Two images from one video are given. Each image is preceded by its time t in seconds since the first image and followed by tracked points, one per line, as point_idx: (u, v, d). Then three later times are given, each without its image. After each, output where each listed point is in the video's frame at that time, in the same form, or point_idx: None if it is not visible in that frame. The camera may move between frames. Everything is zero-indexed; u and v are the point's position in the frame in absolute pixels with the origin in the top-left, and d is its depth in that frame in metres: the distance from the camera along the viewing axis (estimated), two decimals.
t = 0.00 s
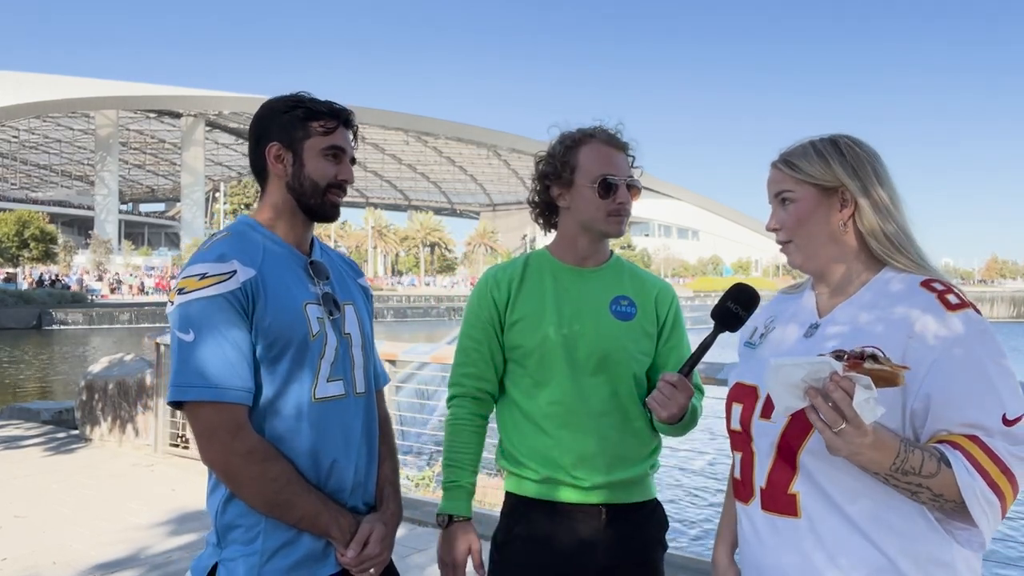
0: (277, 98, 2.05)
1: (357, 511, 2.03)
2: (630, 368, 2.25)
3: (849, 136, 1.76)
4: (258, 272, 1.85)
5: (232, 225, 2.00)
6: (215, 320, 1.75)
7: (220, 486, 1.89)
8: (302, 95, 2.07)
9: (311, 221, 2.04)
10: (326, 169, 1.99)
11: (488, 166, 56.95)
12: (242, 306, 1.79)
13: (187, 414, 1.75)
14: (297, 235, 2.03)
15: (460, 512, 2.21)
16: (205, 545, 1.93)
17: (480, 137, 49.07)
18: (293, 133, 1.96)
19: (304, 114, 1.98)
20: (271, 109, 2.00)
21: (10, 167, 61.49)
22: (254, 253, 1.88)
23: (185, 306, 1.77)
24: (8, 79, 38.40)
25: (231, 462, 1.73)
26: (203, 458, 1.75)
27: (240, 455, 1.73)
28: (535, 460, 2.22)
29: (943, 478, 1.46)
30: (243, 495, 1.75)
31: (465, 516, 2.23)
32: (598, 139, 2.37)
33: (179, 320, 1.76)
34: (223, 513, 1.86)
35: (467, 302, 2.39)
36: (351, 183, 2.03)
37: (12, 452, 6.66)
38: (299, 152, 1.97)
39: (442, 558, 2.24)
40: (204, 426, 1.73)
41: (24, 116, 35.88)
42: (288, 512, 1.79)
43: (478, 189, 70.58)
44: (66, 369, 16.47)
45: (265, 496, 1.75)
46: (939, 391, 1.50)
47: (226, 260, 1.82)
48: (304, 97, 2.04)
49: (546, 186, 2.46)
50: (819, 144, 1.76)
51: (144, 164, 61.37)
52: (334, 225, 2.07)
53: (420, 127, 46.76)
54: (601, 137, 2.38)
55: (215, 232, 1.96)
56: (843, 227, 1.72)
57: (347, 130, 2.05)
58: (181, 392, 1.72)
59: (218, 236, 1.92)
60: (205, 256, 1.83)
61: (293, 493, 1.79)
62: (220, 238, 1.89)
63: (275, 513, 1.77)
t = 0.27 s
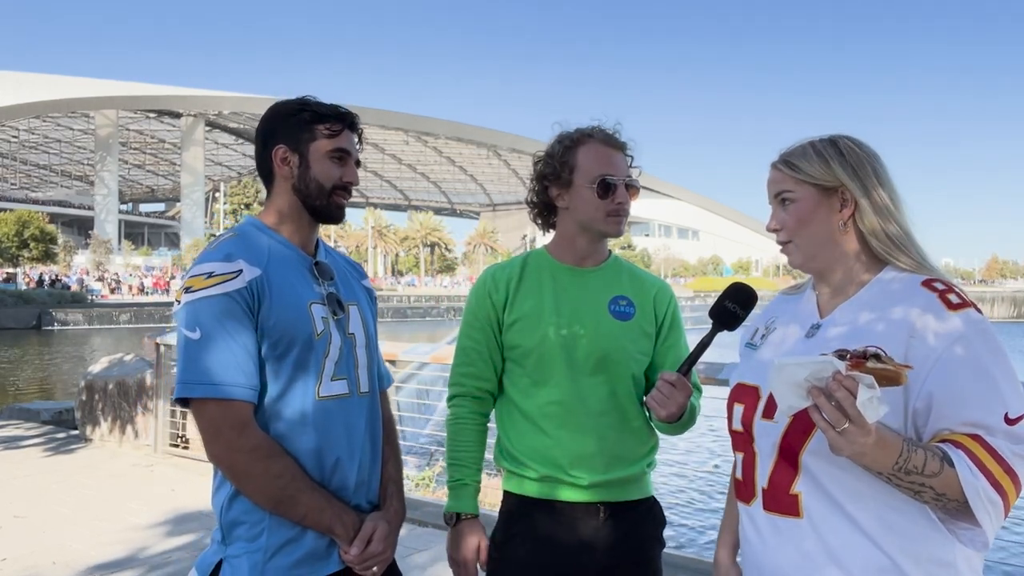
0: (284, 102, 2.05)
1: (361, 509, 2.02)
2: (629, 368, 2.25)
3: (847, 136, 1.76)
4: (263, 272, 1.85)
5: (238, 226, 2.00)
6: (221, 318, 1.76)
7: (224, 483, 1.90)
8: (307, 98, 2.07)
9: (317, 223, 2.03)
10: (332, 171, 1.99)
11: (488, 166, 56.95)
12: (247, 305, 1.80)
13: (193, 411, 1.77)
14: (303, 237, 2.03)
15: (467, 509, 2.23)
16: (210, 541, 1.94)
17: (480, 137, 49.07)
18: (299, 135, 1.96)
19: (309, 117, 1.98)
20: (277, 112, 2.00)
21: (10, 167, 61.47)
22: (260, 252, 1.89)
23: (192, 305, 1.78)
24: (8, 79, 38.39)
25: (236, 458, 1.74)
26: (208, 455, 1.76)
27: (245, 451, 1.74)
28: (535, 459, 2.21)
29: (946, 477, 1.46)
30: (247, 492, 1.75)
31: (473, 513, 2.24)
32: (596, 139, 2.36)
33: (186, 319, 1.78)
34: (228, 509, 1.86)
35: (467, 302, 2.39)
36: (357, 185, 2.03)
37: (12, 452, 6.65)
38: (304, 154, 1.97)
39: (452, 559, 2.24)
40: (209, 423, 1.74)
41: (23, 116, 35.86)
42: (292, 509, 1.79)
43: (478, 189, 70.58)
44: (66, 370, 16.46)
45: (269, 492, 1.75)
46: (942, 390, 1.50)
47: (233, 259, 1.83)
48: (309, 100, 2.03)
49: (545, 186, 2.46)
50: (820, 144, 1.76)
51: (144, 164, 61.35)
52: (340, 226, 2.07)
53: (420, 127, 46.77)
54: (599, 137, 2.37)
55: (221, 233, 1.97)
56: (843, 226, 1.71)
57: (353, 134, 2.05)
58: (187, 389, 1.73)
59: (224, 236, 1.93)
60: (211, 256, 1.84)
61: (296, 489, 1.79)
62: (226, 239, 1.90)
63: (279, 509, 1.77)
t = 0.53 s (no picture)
0: (288, 103, 2.05)
1: (362, 508, 2.02)
2: (628, 369, 2.24)
3: (843, 137, 1.76)
4: (266, 272, 1.85)
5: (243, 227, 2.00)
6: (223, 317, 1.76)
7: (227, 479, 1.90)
8: (312, 101, 2.06)
9: (320, 224, 2.03)
10: (334, 172, 1.99)
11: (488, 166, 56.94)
12: (249, 305, 1.80)
13: (196, 410, 1.77)
14: (306, 237, 2.02)
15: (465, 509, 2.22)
16: (214, 538, 1.94)
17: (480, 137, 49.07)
18: (303, 137, 1.96)
19: (313, 119, 1.97)
20: (282, 114, 2.00)
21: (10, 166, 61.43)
22: (262, 253, 1.89)
23: (195, 305, 1.78)
24: (8, 79, 38.36)
25: (237, 456, 1.73)
26: (211, 453, 1.76)
27: (247, 449, 1.73)
28: (536, 459, 2.21)
29: (951, 476, 1.45)
30: (249, 489, 1.75)
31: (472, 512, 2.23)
32: (595, 139, 2.36)
33: (188, 319, 1.78)
34: (231, 505, 1.86)
35: (467, 303, 2.38)
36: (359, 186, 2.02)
37: (12, 452, 6.65)
38: (308, 156, 1.96)
39: (451, 557, 2.24)
40: (212, 421, 1.74)
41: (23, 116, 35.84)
42: (293, 506, 1.79)
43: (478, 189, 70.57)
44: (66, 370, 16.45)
45: (270, 490, 1.75)
46: (946, 389, 1.49)
47: (235, 260, 1.82)
48: (314, 102, 2.03)
49: (544, 186, 2.45)
50: (816, 146, 1.75)
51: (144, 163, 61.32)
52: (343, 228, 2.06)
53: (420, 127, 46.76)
54: (598, 137, 2.37)
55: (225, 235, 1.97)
56: (842, 227, 1.71)
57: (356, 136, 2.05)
58: (190, 388, 1.73)
59: (227, 237, 1.93)
60: (214, 257, 1.84)
61: (298, 487, 1.78)
62: (229, 240, 1.90)
63: (280, 507, 1.77)
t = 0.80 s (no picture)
0: (295, 106, 2.05)
1: (365, 505, 2.01)
2: (627, 369, 2.24)
3: (834, 138, 1.75)
4: (269, 274, 1.85)
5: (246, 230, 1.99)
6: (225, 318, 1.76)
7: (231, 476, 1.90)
8: (319, 104, 2.06)
9: (324, 226, 2.03)
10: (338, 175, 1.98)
11: (488, 166, 56.94)
12: (252, 307, 1.80)
13: (199, 410, 1.77)
14: (310, 239, 2.02)
15: (462, 509, 2.22)
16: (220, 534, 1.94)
17: (480, 137, 49.07)
18: (308, 140, 1.95)
19: (319, 122, 1.97)
20: (288, 117, 2.00)
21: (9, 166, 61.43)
22: (265, 255, 1.89)
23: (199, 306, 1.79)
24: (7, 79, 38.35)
25: (239, 454, 1.74)
26: (214, 452, 1.77)
27: (249, 448, 1.74)
28: (537, 459, 2.20)
29: (955, 475, 1.45)
30: (251, 487, 1.75)
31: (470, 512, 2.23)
32: (596, 140, 2.35)
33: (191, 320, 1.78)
34: (236, 500, 1.86)
35: (466, 304, 2.37)
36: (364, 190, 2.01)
37: (11, 453, 6.64)
38: (312, 159, 1.96)
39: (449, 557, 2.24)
40: (215, 421, 1.75)
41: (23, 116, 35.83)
42: (295, 505, 1.78)
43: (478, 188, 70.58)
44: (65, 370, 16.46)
45: (273, 488, 1.75)
46: (949, 388, 1.49)
47: (238, 263, 1.82)
48: (320, 106, 2.03)
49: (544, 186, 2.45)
50: (807, 150, 1.75)
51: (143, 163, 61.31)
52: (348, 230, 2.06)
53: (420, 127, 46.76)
54: (599, 137, 2.37)
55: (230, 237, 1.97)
56: (839, 229, 1.71)
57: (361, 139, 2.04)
58: (193, 388, 1.74)
59: (231, 240, 1.93)
60: (217, 259, 1.84)
61: (300, 486, 1.78)
62: (231, 242, 1.90)
63: (282, 504, 1.77)
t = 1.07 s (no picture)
0: (302, 109, 2.05)
1: (369, 501, 2.01)
2: (626, 369, 2.23)
3: (830, 140, 1.75)
4: (278, 275, 1.85)
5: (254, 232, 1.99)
6: (234, 318, 1.76)
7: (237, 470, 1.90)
8: (326, 107, 2.06)
9: (330, 228, 2.02)
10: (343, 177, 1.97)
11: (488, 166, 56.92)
12: (261, 309, 1.80)
13: (209, 408, 1.78)
14: (317, 240, 2.01)
15: (461, 509, 2.20)
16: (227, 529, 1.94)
17: (480, 136, 49.05)
18: (314, 142, 1.95)
19: (325, 125, 1.96)
20: (293, 119, 2.00)
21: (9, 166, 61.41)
22: (274, 255, 1.89)
23: (209, 307, 1.79)
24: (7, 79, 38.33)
25: (247, 452, 1.74)
26: (223, 449, 1.77)
27: (257, 447, 1.74)
28: (536, 459, 2.20)
29: (956, 474, 1.45)
30: (259, 484, 1.75)
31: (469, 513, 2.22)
32: (594, 139, 2.35)
33: (202, 320, 1.79)
34: (242, 495, 1.86)
35: (463, 303, 2.37)
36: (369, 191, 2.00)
37: (11, 453, 6.64)
38: (318, 160, 1.95)
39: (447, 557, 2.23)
40: (225, 420, 1.76)
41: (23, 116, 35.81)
42: (301, 502, 1.78)
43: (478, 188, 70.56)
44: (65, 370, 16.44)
45: (279, 485, 1.75)
46: (949, 388, 1.48)
47: (248, 264, 1.82)
48: (326, 108, 2.03)
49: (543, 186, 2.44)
50: (803, 151, 1.74)
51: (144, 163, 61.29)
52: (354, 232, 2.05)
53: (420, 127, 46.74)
54: (598, 137, 2.36)
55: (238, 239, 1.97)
56: (837, 229, 1.70)
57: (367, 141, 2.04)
58: (204, 388, 1.75)
59: (242, 241, 1.93)
60: (227, 260, 1.84)
61: (306, 484, 1.78)
62: (241, 244, 1.90)
63: (289, 502, 1.77)
